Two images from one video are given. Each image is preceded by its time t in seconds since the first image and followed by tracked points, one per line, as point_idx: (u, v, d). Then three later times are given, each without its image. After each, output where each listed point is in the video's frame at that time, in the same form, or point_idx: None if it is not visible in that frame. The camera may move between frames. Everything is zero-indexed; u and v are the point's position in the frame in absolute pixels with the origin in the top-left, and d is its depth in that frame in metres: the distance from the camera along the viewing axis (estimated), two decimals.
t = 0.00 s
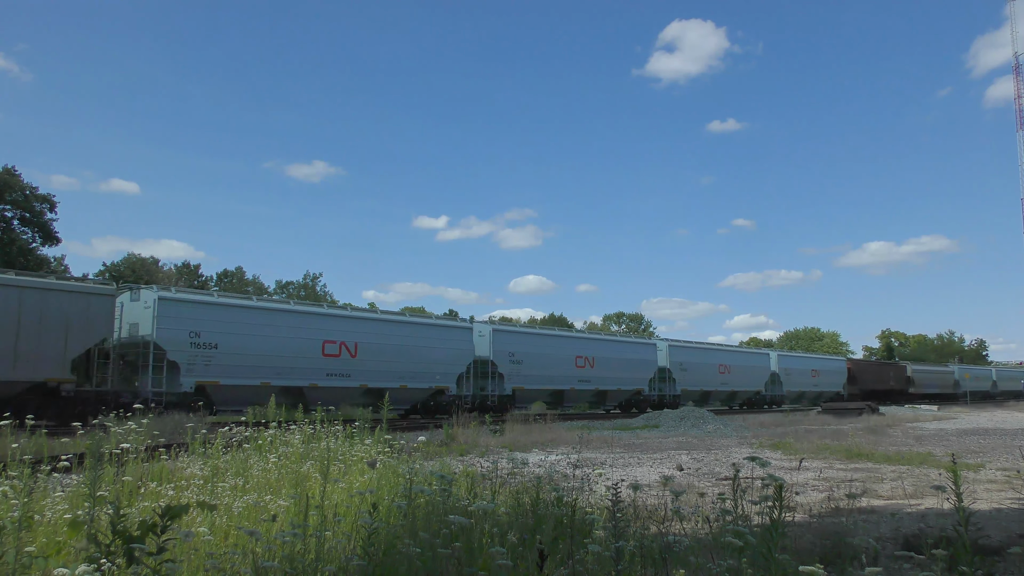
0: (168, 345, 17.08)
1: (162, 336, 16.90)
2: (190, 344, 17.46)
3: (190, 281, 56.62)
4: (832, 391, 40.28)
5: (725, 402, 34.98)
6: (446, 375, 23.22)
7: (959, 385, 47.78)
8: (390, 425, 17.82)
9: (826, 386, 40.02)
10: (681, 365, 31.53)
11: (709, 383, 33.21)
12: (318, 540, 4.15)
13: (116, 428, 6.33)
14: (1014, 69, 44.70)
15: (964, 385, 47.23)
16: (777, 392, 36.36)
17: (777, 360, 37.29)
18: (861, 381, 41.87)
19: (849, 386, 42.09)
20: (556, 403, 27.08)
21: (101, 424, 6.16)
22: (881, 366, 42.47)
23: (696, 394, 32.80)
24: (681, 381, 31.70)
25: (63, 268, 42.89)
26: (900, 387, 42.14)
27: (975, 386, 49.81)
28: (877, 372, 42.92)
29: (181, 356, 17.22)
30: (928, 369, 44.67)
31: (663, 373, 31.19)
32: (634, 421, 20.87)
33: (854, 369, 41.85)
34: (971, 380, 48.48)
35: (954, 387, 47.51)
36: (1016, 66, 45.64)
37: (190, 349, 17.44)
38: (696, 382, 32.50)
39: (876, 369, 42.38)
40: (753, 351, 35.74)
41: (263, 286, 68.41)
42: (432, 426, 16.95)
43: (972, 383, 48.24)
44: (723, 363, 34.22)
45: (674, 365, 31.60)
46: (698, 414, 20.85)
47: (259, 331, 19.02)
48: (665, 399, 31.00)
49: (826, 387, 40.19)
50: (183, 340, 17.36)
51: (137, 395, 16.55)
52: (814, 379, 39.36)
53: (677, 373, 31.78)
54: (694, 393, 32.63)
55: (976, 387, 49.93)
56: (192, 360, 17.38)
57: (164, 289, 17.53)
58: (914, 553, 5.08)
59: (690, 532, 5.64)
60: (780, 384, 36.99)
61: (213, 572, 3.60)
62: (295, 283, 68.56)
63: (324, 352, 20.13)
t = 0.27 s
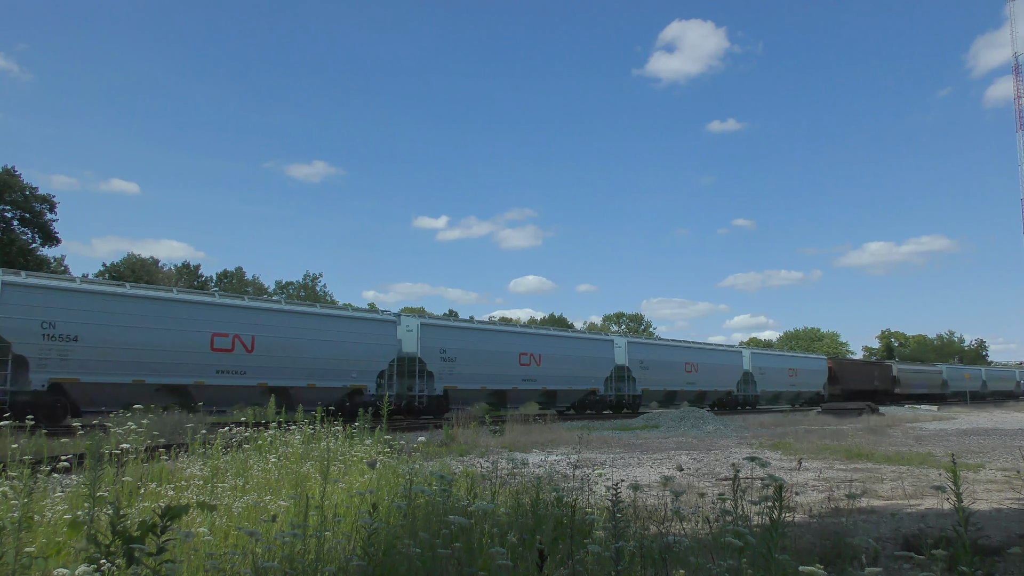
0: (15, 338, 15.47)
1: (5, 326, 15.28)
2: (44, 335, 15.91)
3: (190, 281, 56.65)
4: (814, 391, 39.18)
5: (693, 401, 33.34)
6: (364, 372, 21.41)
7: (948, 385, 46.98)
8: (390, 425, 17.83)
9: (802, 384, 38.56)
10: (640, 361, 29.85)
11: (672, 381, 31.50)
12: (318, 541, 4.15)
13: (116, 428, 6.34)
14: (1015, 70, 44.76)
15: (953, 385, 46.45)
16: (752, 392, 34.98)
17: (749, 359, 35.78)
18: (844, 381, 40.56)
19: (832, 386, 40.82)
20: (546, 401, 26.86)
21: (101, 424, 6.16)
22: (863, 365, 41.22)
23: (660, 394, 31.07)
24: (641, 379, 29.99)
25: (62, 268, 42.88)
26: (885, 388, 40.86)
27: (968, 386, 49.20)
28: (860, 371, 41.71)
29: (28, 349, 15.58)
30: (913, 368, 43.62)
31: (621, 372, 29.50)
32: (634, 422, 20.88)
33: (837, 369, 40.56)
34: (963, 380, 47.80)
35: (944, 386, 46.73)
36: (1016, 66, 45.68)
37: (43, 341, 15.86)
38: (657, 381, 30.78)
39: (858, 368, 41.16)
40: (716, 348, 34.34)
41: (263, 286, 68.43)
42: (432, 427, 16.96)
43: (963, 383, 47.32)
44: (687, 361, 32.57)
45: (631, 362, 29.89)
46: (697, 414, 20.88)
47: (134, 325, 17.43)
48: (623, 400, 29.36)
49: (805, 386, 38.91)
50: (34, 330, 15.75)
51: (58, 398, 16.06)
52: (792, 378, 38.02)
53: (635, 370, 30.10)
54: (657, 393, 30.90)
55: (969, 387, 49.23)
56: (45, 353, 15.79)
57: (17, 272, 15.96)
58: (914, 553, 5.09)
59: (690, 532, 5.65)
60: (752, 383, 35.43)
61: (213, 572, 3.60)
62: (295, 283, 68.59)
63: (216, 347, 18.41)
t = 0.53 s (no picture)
0: None
1: None
2: None
3: (190, 281, 56.66)
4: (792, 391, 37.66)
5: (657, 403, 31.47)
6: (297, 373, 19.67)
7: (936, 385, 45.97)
8: (390, 425, 17.85)
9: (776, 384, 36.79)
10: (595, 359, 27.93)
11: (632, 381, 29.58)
12: (318, 541, 4.15)
13: (116, 428, 6.33)
14: (1015, 70, 44.81)
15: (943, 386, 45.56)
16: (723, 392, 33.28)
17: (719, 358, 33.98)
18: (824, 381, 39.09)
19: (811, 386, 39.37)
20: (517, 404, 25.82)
21: (101, 424, 6.16)
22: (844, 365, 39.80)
23: (618, 393, 29.18)
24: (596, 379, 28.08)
25: (62, 268, 42.85)
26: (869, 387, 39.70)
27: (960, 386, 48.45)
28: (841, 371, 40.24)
29: None
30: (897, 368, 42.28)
31: (572, 371, 27.54)
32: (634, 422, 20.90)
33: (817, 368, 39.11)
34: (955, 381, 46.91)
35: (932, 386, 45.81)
36: (1015, 66, 46.01)
37: None
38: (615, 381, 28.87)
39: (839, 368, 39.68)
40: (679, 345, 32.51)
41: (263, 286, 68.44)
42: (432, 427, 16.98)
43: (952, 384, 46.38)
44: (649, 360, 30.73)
45: (585, 360, 28.00)
46: (697, 414, 20.89)
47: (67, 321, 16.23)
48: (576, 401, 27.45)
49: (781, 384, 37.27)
50: None
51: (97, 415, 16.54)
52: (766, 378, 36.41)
53: (589, 369, 28.20)
54: (616, 393, 29.03)
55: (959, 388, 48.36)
56: None
57: None
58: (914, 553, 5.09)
59: (690, 532, 5.65)
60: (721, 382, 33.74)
61: (214, 572, 3.60)
62: (295, 283, 68.60)
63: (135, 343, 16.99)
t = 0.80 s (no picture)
0: None
1: None
2: None
3: (190, 281, 56.69)
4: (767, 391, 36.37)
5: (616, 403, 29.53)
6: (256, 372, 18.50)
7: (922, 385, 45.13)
8: (390, 425, 17.85)
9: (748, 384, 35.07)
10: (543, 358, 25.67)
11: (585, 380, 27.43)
12: (318, 541, 4.16)
13: (116, 428, 6.32)
14: (1014, 70, 44.86)
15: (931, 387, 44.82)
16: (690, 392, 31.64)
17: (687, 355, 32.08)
18: (801, 380, 37.83)
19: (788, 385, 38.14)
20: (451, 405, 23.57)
21: (101, 424, 6.16)
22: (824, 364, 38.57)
23: (619, 394, 29.21)
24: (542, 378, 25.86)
25: (62, 268, 42.88)
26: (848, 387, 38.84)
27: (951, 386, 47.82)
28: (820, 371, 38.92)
29: None
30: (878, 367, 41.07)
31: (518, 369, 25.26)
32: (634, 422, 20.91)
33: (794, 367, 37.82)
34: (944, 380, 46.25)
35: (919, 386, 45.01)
36: (1015, 67, 46.05)
37: None
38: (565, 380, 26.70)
39: (818, 368, 38.39)
40: (639, 340, 30.35)
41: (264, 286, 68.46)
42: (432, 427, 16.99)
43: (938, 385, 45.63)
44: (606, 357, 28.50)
45: (530, 357, 25.56)
46: (698, 415, 20.89)
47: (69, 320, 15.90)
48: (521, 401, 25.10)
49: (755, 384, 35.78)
50: None
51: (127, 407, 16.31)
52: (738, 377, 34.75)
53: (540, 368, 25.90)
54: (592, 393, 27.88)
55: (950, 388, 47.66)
56: None
57: None
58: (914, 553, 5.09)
59: (689, 532, 5.66)
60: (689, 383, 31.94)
61: (214, 572, 3.60)
62: (295, 283, 68.62)
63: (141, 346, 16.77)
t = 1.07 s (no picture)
0: None
1: None
2: None
3: (190, 281, 56.69)
4: (744, 391, 34.97)
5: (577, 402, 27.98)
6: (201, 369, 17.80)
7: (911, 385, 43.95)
8: (390, 425, 17.84)
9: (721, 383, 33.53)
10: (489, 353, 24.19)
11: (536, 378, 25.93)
12: (318, 541, 4.15)
13: (116, 428, 6.32)
14: (1014, 70, 44.89)
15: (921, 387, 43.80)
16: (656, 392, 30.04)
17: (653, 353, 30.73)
18: (780, 379, 36.51)
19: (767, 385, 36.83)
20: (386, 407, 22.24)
21: (101, 424, 6.16)
22: (804, 363, 37.31)
23: (619, 394, 29.18)
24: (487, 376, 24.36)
25: (63, 268, 42.87)
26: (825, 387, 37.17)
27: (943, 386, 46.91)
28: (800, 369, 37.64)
29: None
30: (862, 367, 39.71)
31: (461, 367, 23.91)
32: (634, 421, 20.88)
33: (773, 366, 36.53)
34: (934, 380, 45.41)
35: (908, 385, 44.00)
36: (1016, 67, 46.02)
37: None
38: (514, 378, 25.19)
39: (797, 366, 37.10)
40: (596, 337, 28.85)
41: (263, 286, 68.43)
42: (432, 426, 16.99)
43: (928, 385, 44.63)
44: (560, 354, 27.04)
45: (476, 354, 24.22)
46: (698, 414, 20.87)
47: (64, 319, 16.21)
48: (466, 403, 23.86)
49: (730, 384, 34.28)
50: None
51: (85, 395, 15.87)
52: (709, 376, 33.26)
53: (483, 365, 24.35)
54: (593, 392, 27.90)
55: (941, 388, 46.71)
56: None
57: None
58: (914, 553, 5.08)
59: (690, 532, 5.65)
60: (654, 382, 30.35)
61: (214, 572, 3.60)
62: (295, 283, 68.59)
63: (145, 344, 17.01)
